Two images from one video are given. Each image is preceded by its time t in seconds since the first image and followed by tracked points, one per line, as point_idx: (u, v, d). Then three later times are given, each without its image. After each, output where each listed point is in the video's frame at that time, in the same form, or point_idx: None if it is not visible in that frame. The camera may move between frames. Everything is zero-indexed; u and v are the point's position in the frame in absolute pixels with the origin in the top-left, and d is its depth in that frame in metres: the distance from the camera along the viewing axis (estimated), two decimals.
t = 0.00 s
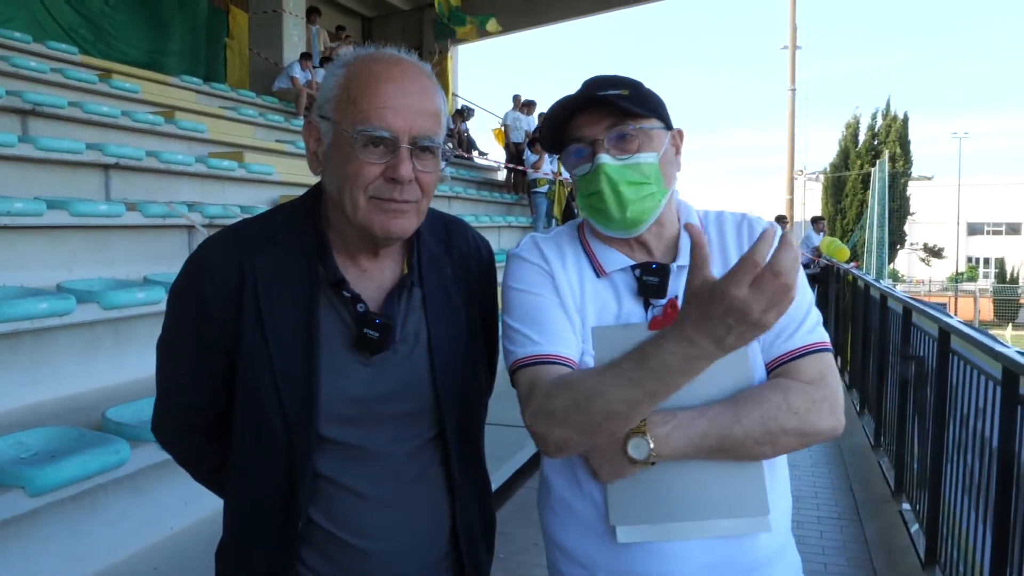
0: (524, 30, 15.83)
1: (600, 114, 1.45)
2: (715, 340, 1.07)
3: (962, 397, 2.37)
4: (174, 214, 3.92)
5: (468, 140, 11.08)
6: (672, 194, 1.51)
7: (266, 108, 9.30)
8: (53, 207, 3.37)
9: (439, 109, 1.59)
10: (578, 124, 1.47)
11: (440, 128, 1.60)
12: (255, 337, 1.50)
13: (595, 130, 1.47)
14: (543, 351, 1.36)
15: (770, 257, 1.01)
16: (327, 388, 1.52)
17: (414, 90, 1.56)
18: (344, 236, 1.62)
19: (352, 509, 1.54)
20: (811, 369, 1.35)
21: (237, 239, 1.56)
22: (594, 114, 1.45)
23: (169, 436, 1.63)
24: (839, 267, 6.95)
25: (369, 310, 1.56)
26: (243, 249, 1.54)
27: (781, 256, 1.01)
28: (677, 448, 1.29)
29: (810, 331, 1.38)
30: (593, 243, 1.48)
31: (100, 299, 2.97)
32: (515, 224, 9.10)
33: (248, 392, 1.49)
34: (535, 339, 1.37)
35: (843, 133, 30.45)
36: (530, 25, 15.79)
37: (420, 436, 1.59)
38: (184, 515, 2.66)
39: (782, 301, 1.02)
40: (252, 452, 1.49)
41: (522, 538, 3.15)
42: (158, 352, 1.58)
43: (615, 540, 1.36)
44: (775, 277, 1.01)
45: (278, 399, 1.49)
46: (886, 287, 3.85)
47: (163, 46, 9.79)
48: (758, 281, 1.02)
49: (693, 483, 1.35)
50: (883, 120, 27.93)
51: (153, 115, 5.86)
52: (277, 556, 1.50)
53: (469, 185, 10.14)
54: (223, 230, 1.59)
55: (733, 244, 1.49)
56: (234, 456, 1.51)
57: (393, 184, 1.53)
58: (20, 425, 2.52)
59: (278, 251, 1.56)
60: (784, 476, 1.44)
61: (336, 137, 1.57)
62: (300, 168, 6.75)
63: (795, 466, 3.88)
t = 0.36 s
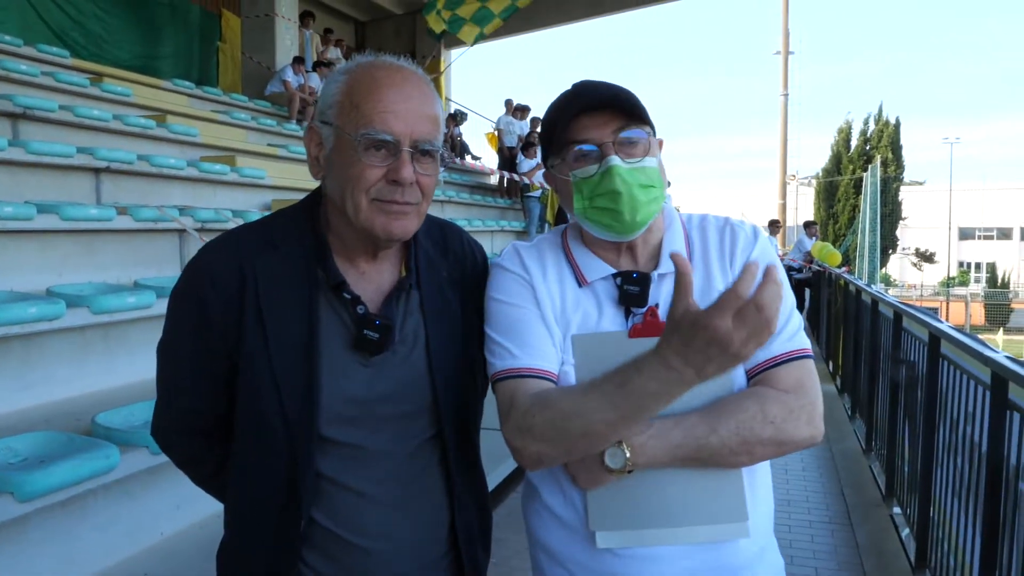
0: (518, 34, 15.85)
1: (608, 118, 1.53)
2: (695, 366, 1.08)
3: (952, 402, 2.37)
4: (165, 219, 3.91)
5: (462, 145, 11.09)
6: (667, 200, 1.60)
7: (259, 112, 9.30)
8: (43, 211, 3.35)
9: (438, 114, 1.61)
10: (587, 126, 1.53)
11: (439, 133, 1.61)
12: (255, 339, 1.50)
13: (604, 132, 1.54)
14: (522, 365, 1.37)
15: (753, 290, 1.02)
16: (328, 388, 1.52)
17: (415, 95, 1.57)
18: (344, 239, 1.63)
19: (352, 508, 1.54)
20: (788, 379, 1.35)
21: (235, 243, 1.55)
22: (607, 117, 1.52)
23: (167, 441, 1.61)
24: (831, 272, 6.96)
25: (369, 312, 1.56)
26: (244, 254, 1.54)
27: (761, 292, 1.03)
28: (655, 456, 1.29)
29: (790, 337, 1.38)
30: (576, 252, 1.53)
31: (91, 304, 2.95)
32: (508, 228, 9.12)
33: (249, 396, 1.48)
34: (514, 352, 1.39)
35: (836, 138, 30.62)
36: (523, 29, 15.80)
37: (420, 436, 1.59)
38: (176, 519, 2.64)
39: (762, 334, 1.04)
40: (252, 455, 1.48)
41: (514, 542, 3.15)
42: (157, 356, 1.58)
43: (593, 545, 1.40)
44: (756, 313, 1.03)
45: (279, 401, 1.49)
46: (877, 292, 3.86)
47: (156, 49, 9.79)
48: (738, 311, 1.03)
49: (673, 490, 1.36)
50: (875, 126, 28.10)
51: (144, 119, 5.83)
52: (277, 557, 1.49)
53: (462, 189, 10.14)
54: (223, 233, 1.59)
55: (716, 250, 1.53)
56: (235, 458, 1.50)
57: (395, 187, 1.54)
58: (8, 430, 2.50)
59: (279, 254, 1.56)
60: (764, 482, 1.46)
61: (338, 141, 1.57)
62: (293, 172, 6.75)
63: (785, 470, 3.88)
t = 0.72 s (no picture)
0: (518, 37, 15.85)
1: (606, 120, 1.66)
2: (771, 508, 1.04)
3: (955, 405, 2.36)
4: (168, 220, 3.92)
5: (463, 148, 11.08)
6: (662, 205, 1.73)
7: (262, 115, 9.32)
8: (47, 212, 3.35)
9: (446, 117, 1.65)
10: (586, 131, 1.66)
11: (448, 136, 1.65)
12: (270, 338, 1.64)
13: (603, 135, 1.67)
14: (528, 357, 1.53)
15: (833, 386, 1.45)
16: (339, 386, 1.65)
17: (422, 100, 1.61)
18: (358, 241, 1.73)
19: (363, 504, 1.66)
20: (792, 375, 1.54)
21: (253, 248, 1.70)
22: (605, 123, 1.66)
23: (189, 435, 1.75)
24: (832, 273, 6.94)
25: (379, 311, 1.68)
26: (258, 257, 1.69)
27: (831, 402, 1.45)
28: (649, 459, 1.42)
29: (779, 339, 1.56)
30: (568, 253, 1.68)
31: (92, 305, 2.95)
32: (509, 230, 9.11)
33: (264, 390, 1.62)
34: (519, 346, 1.54)
35: (839, 142, 30.53)
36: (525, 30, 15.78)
37: (432, 433, 1.71)
38: (178, 519, 2.65)
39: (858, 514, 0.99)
40: (268, 449, 1.62)
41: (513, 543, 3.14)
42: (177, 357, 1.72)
43: (581, 547, 1.55)
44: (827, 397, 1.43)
45: (292, 398, 1.62)
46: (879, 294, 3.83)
47: (157, 51, 9.80)
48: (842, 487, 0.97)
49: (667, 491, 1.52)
50: (878, 129, 28.02)
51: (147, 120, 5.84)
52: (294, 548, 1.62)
53: (464, 192, 10.16)
54: (239, 238, 1.74)
55: (708, 251, 1.66)
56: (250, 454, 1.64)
57: (404, 190, 1.58)
58: (12, 431, 2.51)
59: (291, 257, 1.70)
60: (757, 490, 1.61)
61: (349, 146, 1.63)
62: (297, 175, 6.79)
63: (786, 472, 3.89)
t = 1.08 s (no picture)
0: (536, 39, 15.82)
1: (625, 117, 1.67)
2: None
3: (977, 412, 2.33)
4: (188, 221, 3.94)
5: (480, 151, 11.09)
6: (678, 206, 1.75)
7: (282, 116, 9.38)
8: (70, 213, 3.40)
9: (472, 117, 1.75)
10: (603, 127, 1.68)
11: (473, 136, 1.75)
12: (292, 336, 1.67)
13: (622, 130, 1.68)
14: (542, 358, 1.58)
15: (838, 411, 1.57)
16: (359, 386, 1.68)
17: (448, 100, 1.71)
18: (379, 239, 1.78)
19: (381, 505, 1.68)
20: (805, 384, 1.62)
21: (276, 246, 1.73)
22: (624, 120, 1.67)
23: (203, 432, 1.76)
24: (853, 278, 6.85)
25: (401, 311, 1.72)
26: (280, 254, 1.71)
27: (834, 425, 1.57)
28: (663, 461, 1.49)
29: (794, 348, 1.65)
30: (582, 253, 1.72)
31: (114, 304, 2.99)
32: (526, 233, 9.10)
33: (284, 387, 1.65)
34: (531, 347, 1.60)
35: (858, 145, 30.28)
36: (543, 32, 15.76)
37: (452, 436, 1.74)
38: (197, 518, 2.67)
39: None
40: (286, 448, 1.64)
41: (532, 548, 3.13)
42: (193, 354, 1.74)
43: (595, 551, 1.59)
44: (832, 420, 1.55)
45: (313, 396, 1.64)
46: (901, 299, 3.79)
47: (178, 53, 9.90)
48: None
49: (679, 492, 1.57)
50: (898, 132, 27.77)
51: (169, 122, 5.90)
52: (309, 548, 1.63)
53: (481, 194, 10.15)
54: (261, 236, 1.77)
55: (726, 259, 1.71)
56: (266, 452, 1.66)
57: (429, 188, 1.68)
58: (33, 429, 2.53)
59: (314, 254, 1.73)
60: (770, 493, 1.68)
61: (376, 143, 1.72)
62: (315, 176, 6.84)
63: (804, 479, 3.84)
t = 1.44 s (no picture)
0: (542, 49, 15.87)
1: (628, 133, 1.73)
2: None
3: (983, 422, 2.34)
4: (196, 231, 3.95)
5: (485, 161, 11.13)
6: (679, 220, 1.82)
7: (289, 127, 9.42)
8: (77, 222, 3.41)
9: (482, 127, 1.78)
10: (607, 142, 1.74)
11: (483, 146, 1.78)
12: (299, 348, 1.66)
13: (626, 147, 1.74)
14: (545, 375, 1.64)
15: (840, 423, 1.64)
16: (367, 398, 1.69)
17: (459, 109, 1.74)
18: (387, 249, 1.79)
19: (387, 519, 1.70)
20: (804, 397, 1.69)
21: (283, 255, 1.72)
22: (627, 136, 1.73)
23: (204, 442, 1.76)
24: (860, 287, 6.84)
25: (410, 323, 1.73)
26: (288, 264, 1.71)
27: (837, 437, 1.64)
28: (669, 474, 1.55)
29: (796, 360, 1.73)
30: (583, 266, 1.80)
31: (121, 315, 3.00)
32: (532, 242, 9.10)
33: (291, 399, 1.64)
34: (535, 362, 1.66)
35: (862, 153, 30.28)
36: (547, 42, 15.77)
37: (460, 449, 1.77)
38: (202, 528, 2.66)
39: None
40: (292, 462, 1.64)
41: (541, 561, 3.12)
42: (195, 364, 1.73)
43: (599, 564, 1.67)
44: (835, 431, 1.62)
45: (321, 408, 1.65)
46: (908, 309, 3.80)
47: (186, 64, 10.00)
48: None
49: (684, 504, 1.64)
50: (902, 140, 27.79)
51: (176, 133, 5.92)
52: (315, 562, 1.64)
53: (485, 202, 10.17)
54: (267, 245, 1.76)
55: (727, 273, 1.80)
56: (271, 465, 1.66)
57: (439, 196, 1.71)
58: (40, 439, 2.54)
59: (321, 265, 1.74)
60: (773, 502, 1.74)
61: (386, 151, 1.75)
62: (321, 185, 6.88)
63: (811, 490, 3.82)
